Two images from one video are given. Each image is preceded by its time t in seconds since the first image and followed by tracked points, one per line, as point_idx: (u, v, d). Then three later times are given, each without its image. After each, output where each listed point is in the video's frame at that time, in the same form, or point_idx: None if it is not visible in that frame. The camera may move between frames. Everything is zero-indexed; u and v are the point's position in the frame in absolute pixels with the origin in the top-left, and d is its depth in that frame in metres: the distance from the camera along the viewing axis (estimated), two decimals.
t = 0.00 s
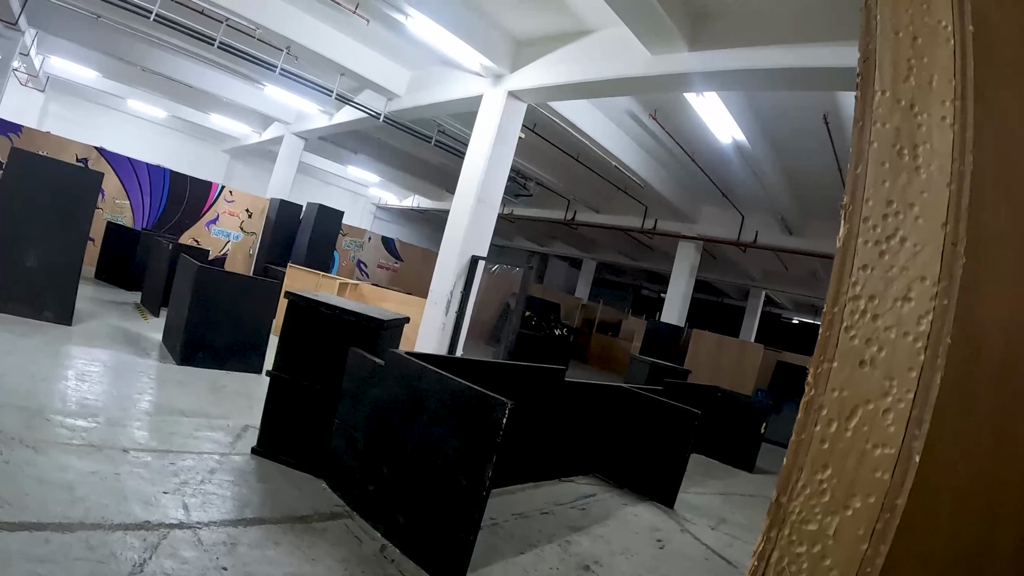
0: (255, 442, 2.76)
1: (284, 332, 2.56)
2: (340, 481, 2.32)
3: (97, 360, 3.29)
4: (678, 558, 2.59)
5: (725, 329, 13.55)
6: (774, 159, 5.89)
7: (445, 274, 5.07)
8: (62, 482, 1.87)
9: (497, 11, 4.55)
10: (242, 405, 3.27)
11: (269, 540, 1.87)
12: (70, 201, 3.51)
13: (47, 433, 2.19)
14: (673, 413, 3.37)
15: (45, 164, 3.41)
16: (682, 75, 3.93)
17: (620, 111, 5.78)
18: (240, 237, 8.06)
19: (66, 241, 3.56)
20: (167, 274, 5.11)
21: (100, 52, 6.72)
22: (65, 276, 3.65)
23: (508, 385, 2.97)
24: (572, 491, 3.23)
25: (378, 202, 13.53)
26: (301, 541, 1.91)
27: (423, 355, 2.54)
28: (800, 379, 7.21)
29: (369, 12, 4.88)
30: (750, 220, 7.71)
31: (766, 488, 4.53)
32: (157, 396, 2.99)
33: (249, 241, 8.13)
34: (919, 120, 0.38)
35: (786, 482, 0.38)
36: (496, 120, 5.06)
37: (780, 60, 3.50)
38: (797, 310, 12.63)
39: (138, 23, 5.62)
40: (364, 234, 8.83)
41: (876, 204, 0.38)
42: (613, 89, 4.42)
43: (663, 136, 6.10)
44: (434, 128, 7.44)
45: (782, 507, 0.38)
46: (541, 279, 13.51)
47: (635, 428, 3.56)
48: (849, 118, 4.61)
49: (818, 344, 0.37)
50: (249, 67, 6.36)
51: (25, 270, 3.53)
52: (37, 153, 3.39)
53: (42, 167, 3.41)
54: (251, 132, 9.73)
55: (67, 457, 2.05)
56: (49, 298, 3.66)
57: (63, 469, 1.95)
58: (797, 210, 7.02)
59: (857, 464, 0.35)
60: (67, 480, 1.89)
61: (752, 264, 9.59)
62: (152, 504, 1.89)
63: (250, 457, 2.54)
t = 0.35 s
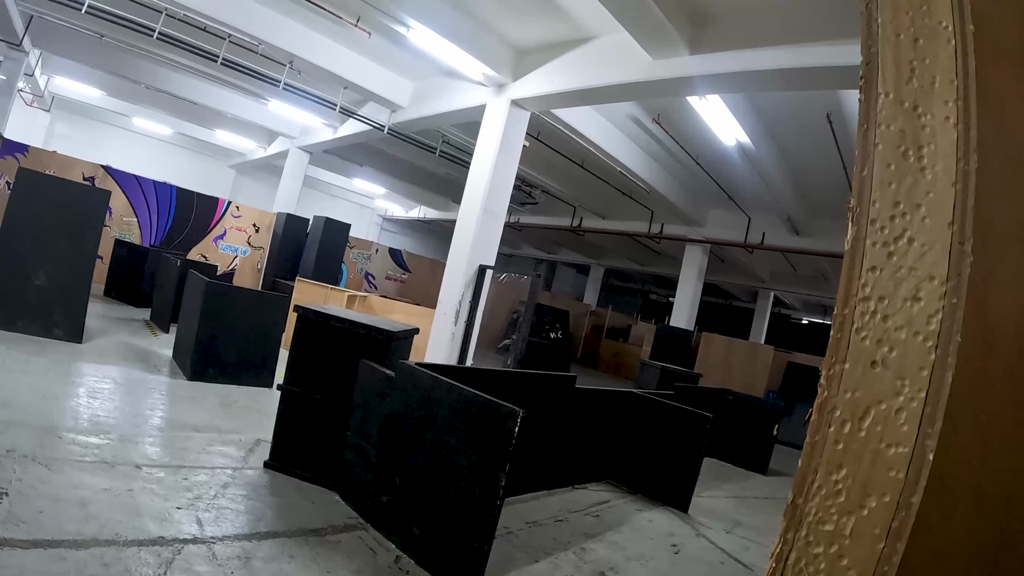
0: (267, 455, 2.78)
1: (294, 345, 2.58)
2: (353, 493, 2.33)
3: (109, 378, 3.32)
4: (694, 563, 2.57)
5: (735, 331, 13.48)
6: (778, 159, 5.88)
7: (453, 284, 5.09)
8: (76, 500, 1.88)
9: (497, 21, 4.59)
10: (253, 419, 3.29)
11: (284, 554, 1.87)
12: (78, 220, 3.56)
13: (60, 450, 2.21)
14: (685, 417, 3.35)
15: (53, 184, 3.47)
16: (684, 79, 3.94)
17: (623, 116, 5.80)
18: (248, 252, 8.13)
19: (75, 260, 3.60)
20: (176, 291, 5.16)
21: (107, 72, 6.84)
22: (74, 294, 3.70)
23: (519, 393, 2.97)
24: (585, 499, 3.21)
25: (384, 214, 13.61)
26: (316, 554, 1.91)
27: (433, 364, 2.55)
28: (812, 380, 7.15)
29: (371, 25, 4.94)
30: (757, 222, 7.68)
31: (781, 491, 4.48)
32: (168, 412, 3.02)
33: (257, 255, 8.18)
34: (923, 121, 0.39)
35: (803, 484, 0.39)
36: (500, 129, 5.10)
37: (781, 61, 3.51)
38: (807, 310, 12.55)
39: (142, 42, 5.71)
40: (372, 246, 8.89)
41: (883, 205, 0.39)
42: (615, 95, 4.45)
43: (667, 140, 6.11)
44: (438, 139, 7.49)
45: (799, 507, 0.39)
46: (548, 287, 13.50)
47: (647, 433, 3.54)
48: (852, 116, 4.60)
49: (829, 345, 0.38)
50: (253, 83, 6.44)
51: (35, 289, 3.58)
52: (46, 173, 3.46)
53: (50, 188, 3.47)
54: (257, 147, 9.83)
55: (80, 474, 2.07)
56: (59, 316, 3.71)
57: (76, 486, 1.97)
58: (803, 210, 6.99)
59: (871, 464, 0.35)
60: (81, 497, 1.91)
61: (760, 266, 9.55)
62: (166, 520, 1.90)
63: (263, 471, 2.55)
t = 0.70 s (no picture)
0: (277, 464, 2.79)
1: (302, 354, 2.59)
2: (364, 500, 2.33)
3: (118, 388, 3.35)
4: (707, 565, 2.56)
5: (744, 332, 13.40)
6: (783, 159, 5.88)
7: (461, 290, 5.10)
8: (87, 510, 1.90)
9: (499, 26, 4.61)
10: (263, 428, 3.30)
11: (295, 562, 1.88)
12: (86, 232, 3.62)
13: (70, 461, 2.23)
14: (695, 418, 3.34)
15: (63, 197, 3.54)
16: (688, 79, 3.93)
17: (627, 119, 5.81)
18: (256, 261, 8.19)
19: (83, 272, 3.65)
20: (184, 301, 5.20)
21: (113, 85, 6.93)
22: (82, 306, 3.74)
23: (529, 398, 2.97)
24: (596, 502, 3.20)
25: (390, 221, 13.68)
26: (328, 562, 1.92)
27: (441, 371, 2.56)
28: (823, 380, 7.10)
29: (373, 33, 4.98)
30: (763, 221, 7.66)
31: (793, 491, 4.45)
32: (178, 422, 3.04)
33: (263, 264, 8.24)
34: (930, 113, 0.38)
35: (818, 483, 0.38)
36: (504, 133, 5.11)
37: (783, 60, 3.52)
38: (816, 309, 12.46)
39: (147, 54, 5.80)
40: (379, 253, 8.92)
41: (892, 197, 0.39)
42: (618, 97, 4.45)
43: (671, 142, 6.11)
44: (443, 145, 7.53)
45: (814, 506, 0.38)
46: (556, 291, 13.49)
47: (658, 436, 3.53)
48: (856, 113, 4.58)
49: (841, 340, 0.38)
50: (257, 92, 6.50)
51: (43, 302, 3.62)
52: (54, 186, 3.51)
53: (59, 201, 3.53)
54: (262, 157, 9.90)
55: (90, 485, 2.08)
56: (67, 328, 3.75)
57: (87, 497, 1.99)
58: (809, 209, 6.96)
59: (887, 462, 0.35)
60: (92, 507, 1.93)
61: (767, 266, 9.51)
62: (177, 529, 1.92)
63: (273, 479, 2.56)
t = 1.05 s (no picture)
0: (289, 472, 2.82)
1: (315, 362, 2.62)
2: (377, 508, 2.35)
3: (130, 399, 3.40)
4: (722, 569, 2.54)
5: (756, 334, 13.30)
6: (791, 159, 5.86)
7: (472, 297, 5.13)
8: (101, 520, 1.93)
9: (504, 33, 4.65)
10: (276, 436, 3.34)
11: (307, 570, 1.90)
12: (98, 244, 3.69)
13: (84, 472, 2.28)
14: (708, 421, 3.33)
15: (73, 209, 3.60)
16: (694, 81, 3.94)
17: (635, 123, 5.82)
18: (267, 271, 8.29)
19: (96, 284, 3.72)
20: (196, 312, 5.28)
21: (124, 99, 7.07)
22: (95, 317, 3.80)
23: (541, 404, 2.97)
24: (609, 507, 3.19)
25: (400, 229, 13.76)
26: (341, 570, 1.94)
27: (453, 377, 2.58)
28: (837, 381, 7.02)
29: (379, 42, 5.04)
30: (773, 222, 7.62)
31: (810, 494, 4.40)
32: (191, 432, 3.08)
33: (275, 274, 8.33)
34: (935, 110, 0.39)
35: (830, 483, 0.39)
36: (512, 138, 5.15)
37: (788, 60, 3.52)
38: (829, 310, 12.33)
39: (156, 67, 5.91)
40: (389, 261, 8.99)
41: (899, 196, 0.40)
42: (624, 101, 4.47)
43: (680, 144, 6.11)
44: (452, 153, 7.58)
45: (827, 508, 0.39)
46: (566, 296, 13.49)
47: (670, 440, 3.52)
48: (864, 112, 4.55)
49: (851, 340, 0.39)
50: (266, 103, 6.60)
51: (56, 314, 3.69)
52: (65, 199, 3.59)
53: (71, 214, 3.60)
54: (272, 167, 10.02)
55: (104, 495, 2.12)
56: (80, 340, 3.82)
57: (101, 507, 2.02)
58: (819, 209, 6.92)
59: (899, 461, 0.36)
60: (106, 517, 1.96)
61: (778, 267, 9.45)
62: (190, 538, 1.94)
63: (287, 487, 2.59)
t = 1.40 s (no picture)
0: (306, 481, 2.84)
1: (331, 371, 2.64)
2: (394, 516, 2.35)
3: (146, 410, 3.45)
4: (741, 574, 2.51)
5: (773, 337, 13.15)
6: (803, 161, 5.83)
7: (486, 305, 5.15)
8: (119, 531, 1.97)
9: (513, 40, 4.68)
10: (291, 446, 3.37)
11: None
12: (113, 256, 3.77)
13: (102, 482, 2.32)
14: (725, 426, 3.30)
15: (86, 222, 3.68)
16: (705, 85, 3.93)
17: (646, 127, 5.82)
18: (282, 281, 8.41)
19: (110, 296, 3.80)
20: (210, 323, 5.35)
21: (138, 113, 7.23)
22: (110, 329, 3.88)
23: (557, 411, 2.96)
24: (627, 513, 3.17)
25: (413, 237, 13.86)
26: None
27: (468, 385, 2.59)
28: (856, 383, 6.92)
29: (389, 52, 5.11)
30: (786, 224, 7.56)
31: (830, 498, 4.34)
32: (207, 442, 3.12)
33: (289, 284, 8.43)
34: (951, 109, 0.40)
35: (853, 485, 0.39)
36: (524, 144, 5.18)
37: (798, 60, 3.51)
38: (846, 312, 12.17)
39: (167, 80, 6.05)
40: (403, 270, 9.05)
41: (917, 196, 0.40)
42: (635, 105, 4.47)
43: (691, 148, 6.10)
44: (464, 160, 7.64)
45: (851, 510, 0.40)
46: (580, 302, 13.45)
47: (688, 445, 3.49)
48: (877, 112, 4.50)
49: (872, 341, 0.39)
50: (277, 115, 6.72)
51: (72, 325, 3.77)
52: (78, 213, 3.67)
53: (85, 227, 3.69)
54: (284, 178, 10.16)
55: (121, 505, 2.16)
56: (96, 352, 3.89)
57: (118, 518, 2.06)
58: (832, 210, 6.86)
59: (922, 460, 0.36)
60: (124, 528, 2.00)
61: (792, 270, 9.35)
62: (208, 548, 1.97)
63: (304, 497, 2.61)
